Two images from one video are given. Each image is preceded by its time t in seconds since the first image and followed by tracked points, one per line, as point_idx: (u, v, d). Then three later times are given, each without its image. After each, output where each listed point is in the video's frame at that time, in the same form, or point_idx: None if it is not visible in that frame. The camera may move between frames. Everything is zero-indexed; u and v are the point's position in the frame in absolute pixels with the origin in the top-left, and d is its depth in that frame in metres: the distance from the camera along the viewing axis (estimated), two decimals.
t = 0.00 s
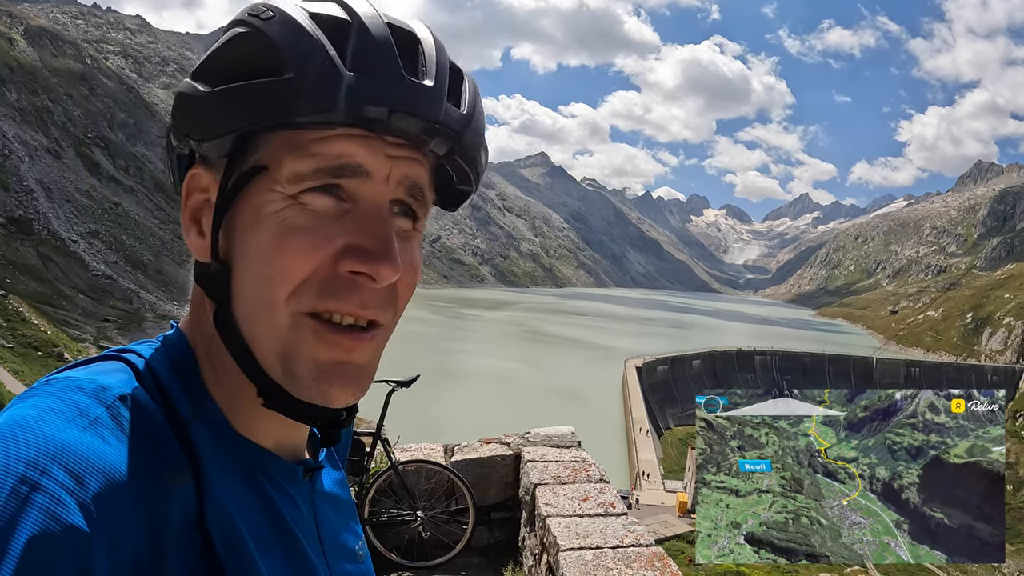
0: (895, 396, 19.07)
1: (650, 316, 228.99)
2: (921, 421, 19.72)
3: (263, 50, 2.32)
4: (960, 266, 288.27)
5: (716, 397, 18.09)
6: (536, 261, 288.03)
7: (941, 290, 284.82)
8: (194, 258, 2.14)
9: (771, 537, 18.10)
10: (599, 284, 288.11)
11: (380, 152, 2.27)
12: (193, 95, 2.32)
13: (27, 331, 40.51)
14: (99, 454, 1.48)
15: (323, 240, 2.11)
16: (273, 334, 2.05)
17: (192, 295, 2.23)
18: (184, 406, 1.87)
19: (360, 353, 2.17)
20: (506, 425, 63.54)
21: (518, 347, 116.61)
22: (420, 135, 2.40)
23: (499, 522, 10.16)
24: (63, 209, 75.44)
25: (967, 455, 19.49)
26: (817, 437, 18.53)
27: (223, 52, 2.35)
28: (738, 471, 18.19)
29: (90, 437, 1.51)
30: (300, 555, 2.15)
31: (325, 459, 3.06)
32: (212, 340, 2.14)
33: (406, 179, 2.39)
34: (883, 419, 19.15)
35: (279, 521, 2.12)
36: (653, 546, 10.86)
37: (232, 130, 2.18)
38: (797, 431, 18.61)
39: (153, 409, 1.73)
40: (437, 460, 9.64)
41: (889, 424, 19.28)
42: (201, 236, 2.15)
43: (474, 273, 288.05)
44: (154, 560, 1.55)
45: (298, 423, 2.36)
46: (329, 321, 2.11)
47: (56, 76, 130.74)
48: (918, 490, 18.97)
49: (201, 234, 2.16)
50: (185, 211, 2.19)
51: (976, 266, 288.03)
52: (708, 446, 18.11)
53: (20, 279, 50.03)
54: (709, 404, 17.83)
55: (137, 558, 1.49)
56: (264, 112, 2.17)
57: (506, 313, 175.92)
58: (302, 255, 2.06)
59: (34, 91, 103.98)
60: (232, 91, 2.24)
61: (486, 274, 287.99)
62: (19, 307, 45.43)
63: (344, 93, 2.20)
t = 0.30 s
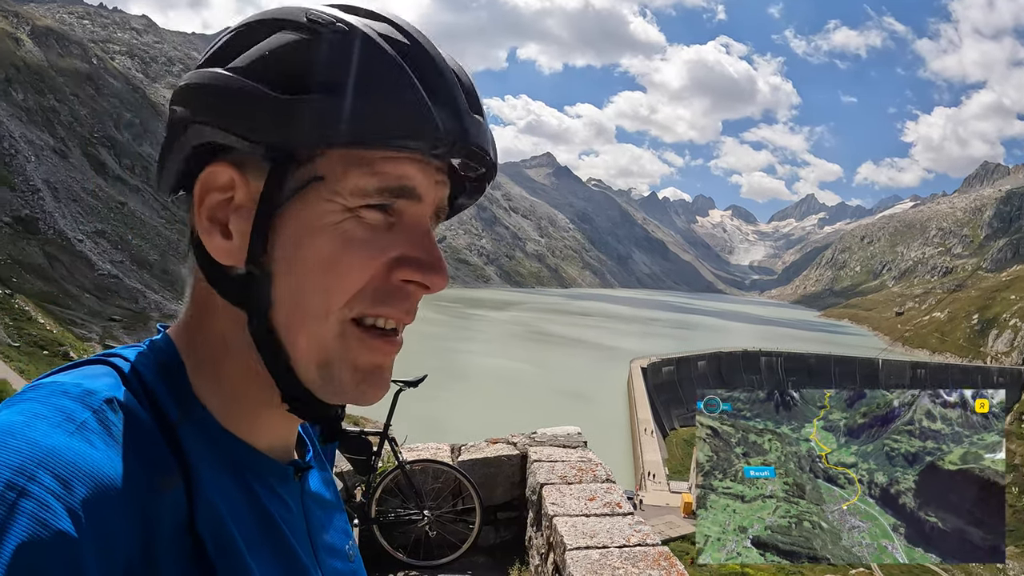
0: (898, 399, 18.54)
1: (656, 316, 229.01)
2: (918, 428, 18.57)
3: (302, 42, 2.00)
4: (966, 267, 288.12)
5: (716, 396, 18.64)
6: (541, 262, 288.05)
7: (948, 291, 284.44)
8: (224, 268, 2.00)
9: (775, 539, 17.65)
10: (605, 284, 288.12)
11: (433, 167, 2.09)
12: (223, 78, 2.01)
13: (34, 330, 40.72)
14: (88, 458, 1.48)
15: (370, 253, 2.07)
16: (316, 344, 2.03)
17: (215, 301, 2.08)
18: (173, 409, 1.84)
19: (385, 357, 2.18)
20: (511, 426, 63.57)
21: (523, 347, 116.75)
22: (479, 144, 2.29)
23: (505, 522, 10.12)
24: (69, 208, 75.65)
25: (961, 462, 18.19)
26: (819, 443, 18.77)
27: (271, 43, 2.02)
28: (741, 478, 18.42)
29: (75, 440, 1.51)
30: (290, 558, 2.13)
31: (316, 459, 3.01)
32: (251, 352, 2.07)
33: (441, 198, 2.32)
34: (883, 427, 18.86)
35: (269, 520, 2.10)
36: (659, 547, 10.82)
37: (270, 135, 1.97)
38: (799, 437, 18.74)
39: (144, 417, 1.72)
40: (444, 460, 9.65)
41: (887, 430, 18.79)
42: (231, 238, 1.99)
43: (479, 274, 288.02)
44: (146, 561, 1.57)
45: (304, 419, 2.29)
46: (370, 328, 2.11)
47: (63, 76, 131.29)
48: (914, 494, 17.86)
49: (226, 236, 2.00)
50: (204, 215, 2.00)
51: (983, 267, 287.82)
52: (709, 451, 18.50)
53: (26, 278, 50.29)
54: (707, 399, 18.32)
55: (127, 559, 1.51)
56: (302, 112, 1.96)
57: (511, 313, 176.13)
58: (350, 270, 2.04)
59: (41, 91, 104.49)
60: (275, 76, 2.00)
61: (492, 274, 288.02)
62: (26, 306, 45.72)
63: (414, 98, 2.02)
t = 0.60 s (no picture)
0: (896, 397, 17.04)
1: (663, 318, 229.03)
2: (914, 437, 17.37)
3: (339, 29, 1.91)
4: (974, 269, 288.35)
5: (714, 398, 16.56)
6: (548, 263, 288.07)
7: (956, 292, 284.37)
8: (275, 273, 1.78)
9: (782, 546, 16.50)
10: (612, 285, 288.17)
11: (473, 182, 2.23)
12: (246, 52, 1.81)
13: (42, 331, 40.90)
14: (39, 466, 1.35)
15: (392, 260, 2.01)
16: (353, 349, 2.00)
17: (250, 303, 1.82)
18: (134, 404, 1.66)
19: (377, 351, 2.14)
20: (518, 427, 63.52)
21: (529, 347, 116.90)
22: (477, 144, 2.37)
23: (510, 522, 10.07)
24: (76, 209, 75.74)
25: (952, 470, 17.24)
26: (819, 449, 16.98)
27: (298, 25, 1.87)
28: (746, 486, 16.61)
29: (27, 447, 1.38)
30: (254, 561, 1.93)
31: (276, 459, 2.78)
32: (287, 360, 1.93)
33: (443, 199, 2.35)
34: (880, 431, 17.16)
35: (228, 520, 1.88)
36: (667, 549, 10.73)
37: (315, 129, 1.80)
38: (800, 443, 16.98)
39: (99, 419, 1.54)
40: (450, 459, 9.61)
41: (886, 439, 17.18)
42: (295, 246, 1.78)
43: (486, 274, 288.09)
44: (98, 567, 1.42)
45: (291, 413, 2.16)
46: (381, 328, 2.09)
47: (71, 79, 131.79)
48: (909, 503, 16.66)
49: (293, 242, 1.78)
50: (256, 219, 1.78)
51: (990, 268, 288.04)
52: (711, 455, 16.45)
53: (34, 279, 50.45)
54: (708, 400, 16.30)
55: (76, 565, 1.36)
56: (339, 110, 1.84)
57: (518, 314, 176.37)
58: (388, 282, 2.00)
59: (48, 93, 105.05)
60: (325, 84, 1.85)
61: (499, 275, 287.96)
62: (33, 308, 45.95)
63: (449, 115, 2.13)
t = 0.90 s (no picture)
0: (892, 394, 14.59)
1: (671, 320, 228.70)
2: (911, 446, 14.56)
3: (320, 38, 1.94)
4: (983, 270, 288.09)
5: (715, 397, 14.27)
6: (556, 264, 288.07)
7: (965, 294, 283.60)
8: (239, 272, 1.72)
9: (790, 553, 14.29)
10: (620, 287, 288.05)
11: (413, 182, 2.29)
12: (214, 38, 1.75)
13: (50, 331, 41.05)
14: None
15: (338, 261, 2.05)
16: (300, 349, 2.00)
17: (211, 296, 1.75)
18: (68, 407, 1.59)
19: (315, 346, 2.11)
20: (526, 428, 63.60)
21: (536, 349, 117.05)
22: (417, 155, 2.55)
23: (513, 524, 10.03)
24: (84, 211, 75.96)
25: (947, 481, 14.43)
26: (818, 457, 14.59)
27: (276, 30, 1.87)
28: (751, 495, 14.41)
29: None
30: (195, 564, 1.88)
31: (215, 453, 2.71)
32: (243, 359, 1.89)
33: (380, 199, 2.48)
34: (879, 438, 14.70)
35: (168, 522, 1.82)
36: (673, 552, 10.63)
37: (284, 121, 1.78)
38: (800, 451, 14.53)
39: (34, 426, 1.48)
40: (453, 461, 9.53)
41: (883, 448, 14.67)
42: (264, 248, 1.74)
43: (494, 276, 288.11)
44: None
45: (239, 407, 2.12)
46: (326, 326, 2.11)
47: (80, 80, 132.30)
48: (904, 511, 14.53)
49: (263, 243, 1.73)
50: (228, 217, 1.72)
51: (999, 270, 287.76)
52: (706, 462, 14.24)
53: (42, 280, 50.68)
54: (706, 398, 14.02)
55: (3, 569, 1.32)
56: (301, 105, 1.83)
57: (525, 316, 176.46)
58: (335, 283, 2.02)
59: (57, 94, 105.52)
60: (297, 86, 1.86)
61: (506, 276, 287.98)
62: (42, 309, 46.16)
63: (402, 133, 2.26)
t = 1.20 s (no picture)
0: (882, 395, 12.71)
1: (677, 321, 228.55)
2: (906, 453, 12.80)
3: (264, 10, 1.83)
4: (989, 271, 288.18)
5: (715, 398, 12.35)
6: (561, 265, 288.10)
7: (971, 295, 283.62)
8: (175, 252, 1.61)
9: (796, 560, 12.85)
10: (627, 288, 288.14)
11: (353, 160, 2.20)
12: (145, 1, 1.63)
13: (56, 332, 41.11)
14: None
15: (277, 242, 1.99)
16: (236, 334, 1.94)
17: (149, 275, 1.63)
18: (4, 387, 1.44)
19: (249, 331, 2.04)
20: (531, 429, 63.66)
21: (541, 349, 117.32)
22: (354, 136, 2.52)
23: (513, 524, 10.01)
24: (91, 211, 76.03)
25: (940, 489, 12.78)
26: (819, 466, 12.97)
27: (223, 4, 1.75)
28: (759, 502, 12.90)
29: None
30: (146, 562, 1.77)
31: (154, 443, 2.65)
32: (190, 340, 1.79)
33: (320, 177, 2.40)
34: (873, 448, 12.92)
35: (115, 518, 1.70)
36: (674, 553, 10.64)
37: (224, 97, 1.67)
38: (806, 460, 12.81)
39: None
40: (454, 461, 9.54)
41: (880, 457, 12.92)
42: (202, 228, 1.65)
43: (500, 277, 288.28)
44: None
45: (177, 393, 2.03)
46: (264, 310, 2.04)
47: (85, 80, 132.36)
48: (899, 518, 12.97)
49: (201, 224, 1.65)
50: (166, 195, 1.62)
51: (1005, 271, 287.86)
52: (714, 473, 12.64)
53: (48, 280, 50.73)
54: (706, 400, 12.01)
55: None
56: (248, 77, 1.72)
57: (531, 316, 176.60)
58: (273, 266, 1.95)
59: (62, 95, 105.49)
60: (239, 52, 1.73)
61: (512, 277, 288.07)
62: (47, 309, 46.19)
63: (344, 108, 2.15)
